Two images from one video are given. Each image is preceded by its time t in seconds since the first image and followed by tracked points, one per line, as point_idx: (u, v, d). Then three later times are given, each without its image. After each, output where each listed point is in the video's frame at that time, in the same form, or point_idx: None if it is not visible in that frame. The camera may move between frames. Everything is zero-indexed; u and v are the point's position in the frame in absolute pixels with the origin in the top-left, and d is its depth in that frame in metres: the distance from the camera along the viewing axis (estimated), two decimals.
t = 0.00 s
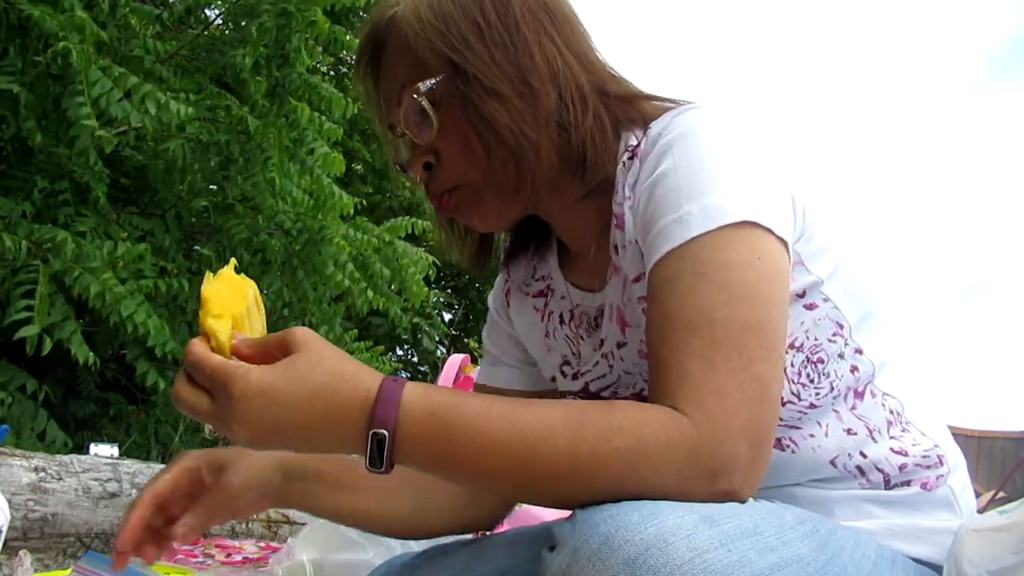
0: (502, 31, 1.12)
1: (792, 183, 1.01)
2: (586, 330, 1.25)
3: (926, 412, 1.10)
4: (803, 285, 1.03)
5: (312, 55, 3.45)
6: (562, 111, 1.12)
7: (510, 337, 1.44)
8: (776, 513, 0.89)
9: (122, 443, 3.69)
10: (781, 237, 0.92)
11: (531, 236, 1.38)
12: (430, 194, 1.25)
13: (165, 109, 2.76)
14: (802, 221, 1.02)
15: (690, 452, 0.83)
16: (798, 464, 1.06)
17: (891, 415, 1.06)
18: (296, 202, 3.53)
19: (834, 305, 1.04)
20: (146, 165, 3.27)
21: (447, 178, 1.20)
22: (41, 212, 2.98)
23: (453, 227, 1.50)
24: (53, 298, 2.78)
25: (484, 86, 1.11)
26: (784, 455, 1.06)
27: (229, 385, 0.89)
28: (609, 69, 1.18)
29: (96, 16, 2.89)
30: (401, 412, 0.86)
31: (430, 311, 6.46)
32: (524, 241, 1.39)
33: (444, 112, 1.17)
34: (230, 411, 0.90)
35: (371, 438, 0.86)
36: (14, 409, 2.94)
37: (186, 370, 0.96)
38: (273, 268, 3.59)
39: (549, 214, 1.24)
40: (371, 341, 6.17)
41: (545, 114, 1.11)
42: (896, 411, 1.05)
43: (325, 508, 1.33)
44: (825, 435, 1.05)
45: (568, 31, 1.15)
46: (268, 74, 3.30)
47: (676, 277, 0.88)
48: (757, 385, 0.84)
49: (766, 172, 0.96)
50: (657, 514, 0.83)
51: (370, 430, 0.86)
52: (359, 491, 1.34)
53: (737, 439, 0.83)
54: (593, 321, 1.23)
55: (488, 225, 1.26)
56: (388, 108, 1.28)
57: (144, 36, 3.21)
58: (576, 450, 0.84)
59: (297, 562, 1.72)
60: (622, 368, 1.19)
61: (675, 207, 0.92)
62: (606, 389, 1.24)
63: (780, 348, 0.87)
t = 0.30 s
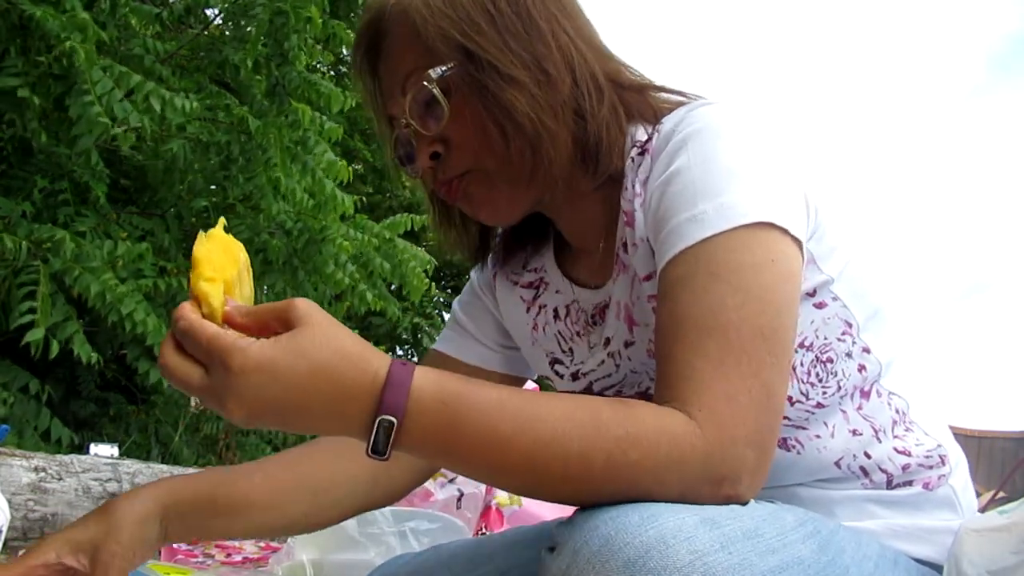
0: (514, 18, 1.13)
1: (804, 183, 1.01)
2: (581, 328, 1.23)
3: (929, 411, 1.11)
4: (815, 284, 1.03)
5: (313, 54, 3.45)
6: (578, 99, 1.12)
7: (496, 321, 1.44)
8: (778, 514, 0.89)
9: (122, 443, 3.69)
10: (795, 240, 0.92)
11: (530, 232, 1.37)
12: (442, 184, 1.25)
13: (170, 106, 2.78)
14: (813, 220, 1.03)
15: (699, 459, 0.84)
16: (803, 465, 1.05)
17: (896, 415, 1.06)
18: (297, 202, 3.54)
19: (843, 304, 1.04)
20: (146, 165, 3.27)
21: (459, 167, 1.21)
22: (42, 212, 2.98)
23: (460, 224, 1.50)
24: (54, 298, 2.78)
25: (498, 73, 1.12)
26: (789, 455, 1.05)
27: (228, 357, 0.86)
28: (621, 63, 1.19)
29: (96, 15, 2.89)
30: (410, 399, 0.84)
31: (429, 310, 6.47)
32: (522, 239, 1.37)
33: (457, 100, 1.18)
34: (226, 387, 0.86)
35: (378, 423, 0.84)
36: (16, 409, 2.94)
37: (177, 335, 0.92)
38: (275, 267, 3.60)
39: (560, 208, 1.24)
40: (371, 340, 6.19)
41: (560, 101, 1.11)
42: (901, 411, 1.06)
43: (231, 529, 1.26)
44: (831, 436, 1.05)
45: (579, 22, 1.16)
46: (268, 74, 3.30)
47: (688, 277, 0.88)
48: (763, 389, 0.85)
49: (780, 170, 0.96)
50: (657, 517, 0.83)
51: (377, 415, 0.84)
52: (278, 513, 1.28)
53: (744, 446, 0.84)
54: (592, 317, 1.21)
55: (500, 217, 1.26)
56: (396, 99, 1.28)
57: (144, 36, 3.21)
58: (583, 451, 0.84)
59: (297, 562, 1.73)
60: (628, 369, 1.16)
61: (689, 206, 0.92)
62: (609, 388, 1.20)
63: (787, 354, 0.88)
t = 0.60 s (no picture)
0: (524, 10, 1.13)
1: (816, 183, 1.01)
2: (586, 326, 1.22)
3: (933, 412, 1.11)
4: (825, 283, 1.03)
5: (314, 53, 3.45)
6: (589, 91, 1.12)
7: (494, 309, 1.44)
8: (780, 515, 0.89)
9: (122, 443, 3.70)
10: (807, 242, 0.92)
11: (532, 230, 1.36)
12: (448, 177, 1.24)
13: (168, 108, 2.77)
14: (824, 221, 1.03)
15: (705, 462, 0.84)
16: (808, 466, 1.05)
17: (901, 417, 1.07)
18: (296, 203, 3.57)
19: (851, 305, 1.04)
20: (146, 165, 3.27)
21: (467, 159, 1.20)
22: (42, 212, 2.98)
23: (458, 220, 1.50)
24: (55, 298, 2.77)
25: (508, 63, 1.11)
26: (795, 456, 1.05)
27: (233, 338, 0.84)
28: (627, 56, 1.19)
29: (96, 15, 2.89)
30: (419, 392, 0.84)
31: (429, 310, 6.47)
32: (526, 235, 1.37)
33: (467, 91, 1.17)
34: (227, 367, 0.84)
35: (387, 414, 0.84)
36: (17, 409, 2.94)
37: (177, 311, 0.90)
38: (274, 266, 3.59)
39: (567, 203, 1.23)
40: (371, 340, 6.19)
41: (571, 93, 1.12)
42: (907, 413, 1.06)
43: (227, 530, 1.25)
44: (837, 437, 1.04)
45: (589, 16, 1.16)
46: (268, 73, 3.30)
47: (699, 277, 0.89)
48: (768, 392, 0.85)
49: (794, 170, 0.96)
50: (659, 520, 0.83)
51: (387, 406, 0.84)
52: (274, 511, 1.27)
53: (749, 451, 0.85)
54: (595, 316, 1.20)
55: (507, 212, 1.25)
56: (400, 90, 1.27)
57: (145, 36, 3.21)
58: (588, 453, 0.84)
59: (297, 562, 1.74)
60: (634, 367, 1.16)
61: (702, 205, 0.92)
62: (613, 387, 1.20)
63: (795, 357, 0.88)
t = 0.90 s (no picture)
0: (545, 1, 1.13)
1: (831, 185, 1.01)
2: (596, 322, 1.22)
3: (940, 415, 1.11)
4: (836, 285, 1.03)
5: (313, 53, 3.45)
6: (607, 83, 1.13)
7: (501, 306, 1.44)
8: (781, 516, 0.89)
9: (122, 443, 3.70)
10: (819, 245, 0.92)
11: (540, 223, 1.36)
12: (459, 167, 1.24)
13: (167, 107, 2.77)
14: (838, 223, 1.03)
15: (710, 465, 0.84)
16: (813, 466, 1.06)
17: (906, 418, 1.07)
18: (297, 202, 3.53)
19: (862, 307, 1.05)
20: (145, 165, 3.27)
21: (479, 149, 1.19)
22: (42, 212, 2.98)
23: (464, 211, 1.49)
24: (57, 298, 2.77)
25: (528, 53, 1.11)
26: (800, 456, 1.05)
27: (241, 326, 0.83)
28: (643, 49, 1.20)
29: (94, 15, 2.89)
30: (429, 386, 0.84)
31: (429, 310, 6.48)
32: (534, 228, 1.37)
33: (484, 79, 1.17)
34: (234, 355, 0.83)
35: (396, 409, 0.83)
36: (17, 409, 2.94)
37: (181, 293, 0.88)
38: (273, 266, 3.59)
39: (579, 196, 1.23)
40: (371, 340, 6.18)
41: (590, 84, 1.11)
42: (913, 415, 1.06)
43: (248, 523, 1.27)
44: (842, 438, 1.05)
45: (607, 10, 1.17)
46: (269, 73, 3.31)
47: (710, 277, 0.89)
48: (774, 395, 0.85)
49: (809, 171, 0.96)
50: (660, 521, 0.83)
51: (396, 401, 0.84)
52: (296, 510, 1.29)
53: (752, 454, 0.85)
54: (605, 312, 1.21)
55: (517, 206, 1.24)
56: (413, 78, 1.27)
57: (144, 36, 3.21)
58: (594, 454, 0.84)
59: (297, 562, 1.73)
60: (641, 364, 1.16)
61: (716, 205, 0.92)
62: (619, 383, 1.21)
63: (802, 361, 0.88)
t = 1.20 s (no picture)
0: None
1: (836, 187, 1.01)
2: (605, 322, 1.21)
3: (943, 415, 1.11)
4: (841, 287, 1.04)
5: (313, 53, 3.45)
6: (618, 82, 1.11)
7: (511, 308, 1.43)
8: (782, 516, 0.89)
9: (122, 443, 3.70)
10: (825, 247, 0.92)
11: (547, 221, 1.37)
12: (468, 164, 1.24)
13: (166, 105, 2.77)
14: (843, 224, 1.03)
15: (711, 465, 0.84)
16: (815, 465, 1.06)
17: (909, 419, 1.07)
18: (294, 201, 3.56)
19: (867, 309, 1.05)
20: (145, 165, 3.27)
21: (488, 147, 1.20)
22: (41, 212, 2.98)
23: (470, 208, 1.50)
24: (55, 297, 2.77)
25: (540, 50, 1.10)
26: (802, 455, 1.06)
27: (245, 324, 0.83)
28: (652, 48, 1.19)
29: (93, 14, 2.89)
30: (430, 387, 0.84)
31: (429, 310, 6.48)
32: (542, 227, 1.38)
33: (495, 76, 1.17)
34: (239, 352, 0.83)
35: (397, 409, 0.84)
36: (16, 409, 2.94)
37: (185, 292, 0.89)
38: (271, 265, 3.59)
39: (588, 195, 1.23)
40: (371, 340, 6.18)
41: (601, 84, 1.11)
42: (916, 415, 1.06)
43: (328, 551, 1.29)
44: (845, 437, 1.05)
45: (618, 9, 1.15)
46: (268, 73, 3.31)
47: (715, 277, 0.89)
48: (777, 396, 0.85)
49: (816, 172, 0.96)
50: (661, 521, 0.83)
51: (397, 400, 0.84)
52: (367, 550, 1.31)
53: (755, 454, 0.85)
54: (612, 312, 1.20)
55: (526, 205, 1.25)
56: (424, 74, 1.27)
57: (144, 35, 3.21)
58: (597, 455, 0.84)
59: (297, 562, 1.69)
60: (647, 364, 1.16)
61: (724, 205, 0.92)
62: (624, 383, 1.21)
63: (806, 362, 0.88)
